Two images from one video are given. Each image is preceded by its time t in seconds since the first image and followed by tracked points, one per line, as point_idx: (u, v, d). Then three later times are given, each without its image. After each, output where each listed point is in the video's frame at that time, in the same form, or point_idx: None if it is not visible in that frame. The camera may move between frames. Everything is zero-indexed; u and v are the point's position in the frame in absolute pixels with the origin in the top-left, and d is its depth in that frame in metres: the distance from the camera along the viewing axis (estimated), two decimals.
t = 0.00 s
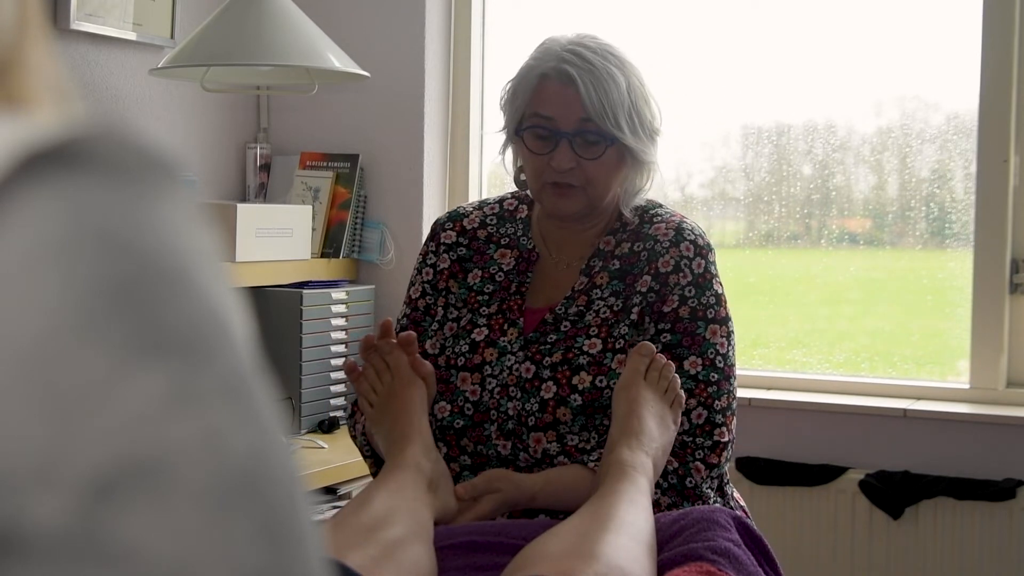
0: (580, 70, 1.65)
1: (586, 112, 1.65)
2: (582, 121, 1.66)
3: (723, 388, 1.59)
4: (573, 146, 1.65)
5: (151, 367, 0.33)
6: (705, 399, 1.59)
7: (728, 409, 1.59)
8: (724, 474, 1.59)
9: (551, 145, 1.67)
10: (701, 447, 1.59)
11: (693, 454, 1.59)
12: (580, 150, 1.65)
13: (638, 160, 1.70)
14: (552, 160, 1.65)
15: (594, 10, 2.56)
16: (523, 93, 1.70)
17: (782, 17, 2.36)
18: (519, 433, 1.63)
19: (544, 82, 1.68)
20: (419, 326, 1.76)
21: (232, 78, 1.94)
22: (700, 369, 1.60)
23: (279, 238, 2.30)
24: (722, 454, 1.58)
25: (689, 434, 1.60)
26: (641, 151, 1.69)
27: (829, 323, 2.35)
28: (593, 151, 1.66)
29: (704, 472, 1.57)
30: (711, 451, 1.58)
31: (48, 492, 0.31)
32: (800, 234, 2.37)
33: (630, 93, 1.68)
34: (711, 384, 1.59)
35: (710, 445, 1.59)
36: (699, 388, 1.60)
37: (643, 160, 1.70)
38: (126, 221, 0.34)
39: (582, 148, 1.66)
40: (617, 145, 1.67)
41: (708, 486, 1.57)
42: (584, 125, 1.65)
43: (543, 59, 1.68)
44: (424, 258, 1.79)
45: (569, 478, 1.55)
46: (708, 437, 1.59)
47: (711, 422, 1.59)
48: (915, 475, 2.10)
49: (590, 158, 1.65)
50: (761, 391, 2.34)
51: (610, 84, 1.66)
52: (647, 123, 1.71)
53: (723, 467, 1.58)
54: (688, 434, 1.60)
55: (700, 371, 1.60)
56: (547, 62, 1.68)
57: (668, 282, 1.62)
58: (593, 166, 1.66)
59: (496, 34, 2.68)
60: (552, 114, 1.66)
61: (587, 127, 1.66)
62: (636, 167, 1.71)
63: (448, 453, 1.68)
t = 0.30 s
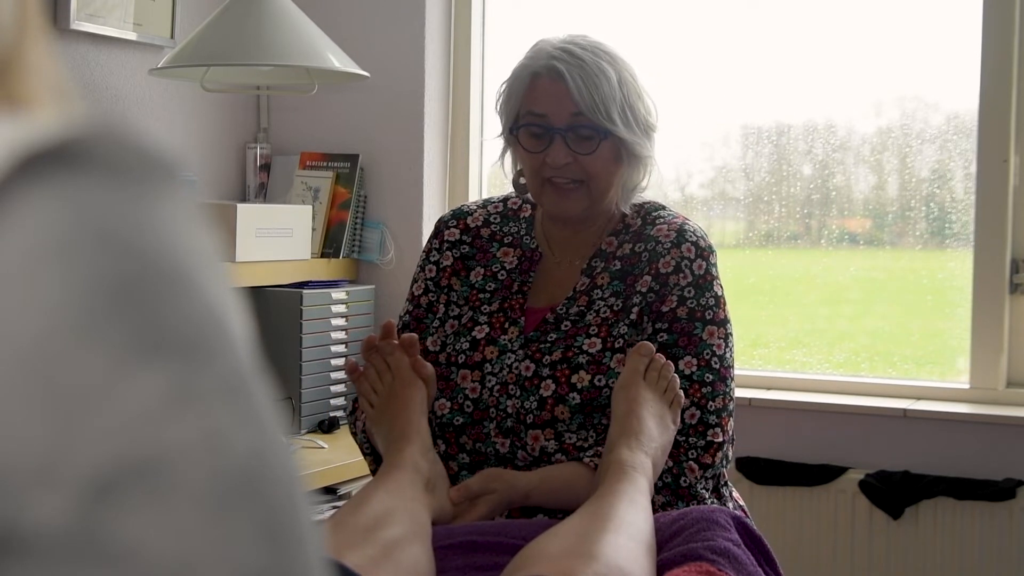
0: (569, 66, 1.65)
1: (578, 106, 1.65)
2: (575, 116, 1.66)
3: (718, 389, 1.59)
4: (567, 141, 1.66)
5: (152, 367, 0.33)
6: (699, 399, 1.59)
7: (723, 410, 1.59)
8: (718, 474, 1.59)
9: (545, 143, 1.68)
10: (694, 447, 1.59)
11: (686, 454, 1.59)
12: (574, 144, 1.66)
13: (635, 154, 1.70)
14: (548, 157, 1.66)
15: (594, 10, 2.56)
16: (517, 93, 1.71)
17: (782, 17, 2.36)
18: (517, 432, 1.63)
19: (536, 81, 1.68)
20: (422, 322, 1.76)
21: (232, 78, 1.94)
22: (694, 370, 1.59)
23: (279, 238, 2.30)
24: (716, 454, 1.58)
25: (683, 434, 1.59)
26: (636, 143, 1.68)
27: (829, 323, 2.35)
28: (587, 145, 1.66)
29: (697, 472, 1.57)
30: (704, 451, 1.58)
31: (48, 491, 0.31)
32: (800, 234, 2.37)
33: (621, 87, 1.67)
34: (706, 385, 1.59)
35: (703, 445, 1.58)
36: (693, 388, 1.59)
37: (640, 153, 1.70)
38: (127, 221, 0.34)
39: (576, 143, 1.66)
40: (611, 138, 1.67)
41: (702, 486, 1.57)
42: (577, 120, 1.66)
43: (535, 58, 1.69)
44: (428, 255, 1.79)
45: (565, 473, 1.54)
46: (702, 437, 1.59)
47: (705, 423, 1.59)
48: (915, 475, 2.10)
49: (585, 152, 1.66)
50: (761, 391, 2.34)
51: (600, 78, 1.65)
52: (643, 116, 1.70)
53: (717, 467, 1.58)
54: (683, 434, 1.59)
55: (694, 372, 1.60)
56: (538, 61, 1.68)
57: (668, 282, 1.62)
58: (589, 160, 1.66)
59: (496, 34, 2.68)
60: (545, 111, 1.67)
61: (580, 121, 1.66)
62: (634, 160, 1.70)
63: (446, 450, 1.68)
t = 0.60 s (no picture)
0: (574, 68, 1.65)
1: (581, 110, 1.65)
2: (578, 119, 1.66)
3: (718, 391, 1.59)
4: (569, 144, 1.66)
5: (151, 367, 0.33)
6: (700, 401, 1.59)
7: (723, 412, 1.59)
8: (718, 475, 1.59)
9: (548, 145, 1.67)
10: (694, 449, 1.59)
11: (687, 456, 1.58)
12: (576, 147, 1.66)
13: (636, 158, 1.70)
14: (550, 159, 1.66)
15: (594, 10, 2.56)
16: (520, 94, 1.70)
17: (782, 17, 2.36)
18: (518, 431, 1.63)
19: (540, 82, 1.68)
20: (423, 322, 1.76)
21: (232, 78, 1.94)
22: (695, 371, 1.60)
23: (279, 238, 2.30)
24: (717, 455, 1.58)
25: (684, 436, 1.59)
26: (638, 147, 1.69)
27: (829, 323, 2.35)
28: (590, 149, 1.66)
29: (698, 473, 1.57)
30: (705, 453, 1.58)
31: (48, 490, 0.31)
32: (800, 234, 2.37)
33: (625, 91, 1.68)
34: (706, 387, 1.59)
35: (703, 447, 1.58)
36: (694, 390, 1.60)
37: (641, 157, 1.70)
38: (127, 221, 0.34)
39: (578, 146, 1.66)
40: (614, 142, 1.67)
41: (702, 488, 1.57)
42: (580, 123, 1.66)
43: (539, 60, 1.68)
44: (429, 255, 1.80)
45: (569, 480, 1.55)
46: (702, 439, 1.59)
47: (705, 424, 1.59)
48: (915, 475, 2.10)
49: (587, 156, 1.66)
50: (761, 391, 2.34)
51: (605, 81, 1.65)
52: (644, 120, 1.70)
53: (717, 469, 1.58)
54: (683, 436, 1.59)
55: (695, 374, 1.60)
56: (543, 62, 1.68)
57: (670, 284, 1.62)
58: (591, 164, 1.66)
59: (496, 34, 2.68)
60: (548, 114, 1.67)
61: (583, 125, 1.66)
62: (634, 164, 1.71)
63: (446, 450, 1.67)
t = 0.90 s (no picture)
0: (605, 74, 1.65)
1: (605, 117, 1.65)
2: (600, 126, 1.66)
3: (720, 394, 1.59)
4: (586, 150, 1.66)
5: (151, 367, 0.33)
6: (702, 405, 1.59)
7: (725, 415, 1.59)
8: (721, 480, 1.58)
9: (565, 144, 1.67)
10: (698, 455, 1.58)
11: (691, 462, 1.58)
12: (592, 154, 1.66)
13: (650, 171, 1.70)
14: (564, 160, 1.66)
15: (594, 10, 2.56)
16: (546, 89, 1.70)
17: (782, 17, 2.36)
18: (517, 434, 1.63)
19: (568, 81, 1.68)
20: (422, 323, 1.76)
21: (232, 78, 1.94)
22: (697, 375, 1.60)
23: (279, 238, 2.30)
24: (720, 461, 1.57)
25: (687, 442, 1.59)
26: (653, 162, 1.69)
27: (829, 323, 2.35)
28: (606, 156, 1.66)
29: (702, 479, 1.56)
30: (708, 459, 1.57)
31: (48, 491, 0.31)
32: (800, 234, 2.37)
33: (651, 104, 1.68)
34: (708, 391, 1.59)
35: (707, 452, 1.58)
36: (696, 394, 1.60)
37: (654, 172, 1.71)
38: (127, 222, 0.34)
39: (594, 152, 1.66)
40: (630, 154, 1.67)
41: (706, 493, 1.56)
42: (601, 131, 1.66)
43: (570, 58, 1.68)
44: (428, 256, 1.79)
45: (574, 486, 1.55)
46: (705, 444, 1.58)
47: (708, 428, 1.59)
48: (915, 475, 2.10)
49: (602, 163, 1.66)
50: (761, 391, 2.34)
51: (633, 91, 1.65)
52: (664, 135, 1.71)
53: (720, 474, 1.58)
54: (686, 441, 1.59)
55: (696, 377, 1.60)
56: (573, 62, 1.67)
57: (668, 286, 1.62)
58: (604, 172, 1.66)
59: (496, 34, 2.68)
60: (570, 114, 1.67)
61: (603, 133, 1.66)
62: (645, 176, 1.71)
63: (446, 452, 1.68)
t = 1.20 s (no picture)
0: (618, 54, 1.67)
1: (617, 96, 1.67)
2: (612, 103, 1.67)
3: (718, 396, 1.59)
4: (596, 126, 1.67)
5: (152, 367, 0.34)
6: (701, 407, 1.59)
7: (723, 417, 1.59)
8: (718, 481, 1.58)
9: (575, 124, 1.68)
10: (696, 456, 1.58)
11: (688, 463, 1.58)
12: (602, 131, 1.67)
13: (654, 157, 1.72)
14: (574, 137, 1.67)
15: (595, 10, 2.57)
16: (557, 70, 1.71)
17: (782, 17, 2.36)
18: (515, 435, 1.63)
19: (580, 62, 1.70)
20: (417, 324, 1.76)
21: (232, 78, 1.94)
22: (696, 377, 1.59)
23: (279, 238, 2.30)
24: (717, 463, 1.57)
25: (685, 443, 1.59)
26: (660, 146, 1.71)
27: (829, 323, 2.35)
28: (615, 137, 1.67)
29: (699, 481, 1.56)
30: (706, 460, 1.57)
31: (48, 492, 0.31)
32: (800, 234, 2.37)
33: (660, 89, 1.70)
34: (707, 393, 1.59)
35: (705, 454, 1.58)
36: (694, 395, 1.60)
37: (658, 159, 1.72)
38: (127, 222, 0.34)
39: (604, 131, 1.67)
40: (639, 133, 1.69)
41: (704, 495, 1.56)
42: (612, 107, 1.67)
43: (583, 40, 1.70)
44: (424, 255, 1.79)
45: (565, 491, 1.54)
46: (703, 445, 1.58)
47: (706, 430, 1.59)
48: (915, 475, 2.10)
49: (610, 144, 1.67)
50: (761, 391, 2.34)
51: (644, 73, 1.68)
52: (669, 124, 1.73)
53: (718, 475, 1.58)
54: (684, 442, 1.59)
55: (695, 379, 1.60)
56: (586, 43, 1.70)
57: (668, 288, 1.62)
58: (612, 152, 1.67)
59: (496, 34, 2.68)
60: (582, 93, 1.68)
61: (615, 109, 1.67)
62: (649, 163, 1.72)
63: (443, 453, 1.68)
